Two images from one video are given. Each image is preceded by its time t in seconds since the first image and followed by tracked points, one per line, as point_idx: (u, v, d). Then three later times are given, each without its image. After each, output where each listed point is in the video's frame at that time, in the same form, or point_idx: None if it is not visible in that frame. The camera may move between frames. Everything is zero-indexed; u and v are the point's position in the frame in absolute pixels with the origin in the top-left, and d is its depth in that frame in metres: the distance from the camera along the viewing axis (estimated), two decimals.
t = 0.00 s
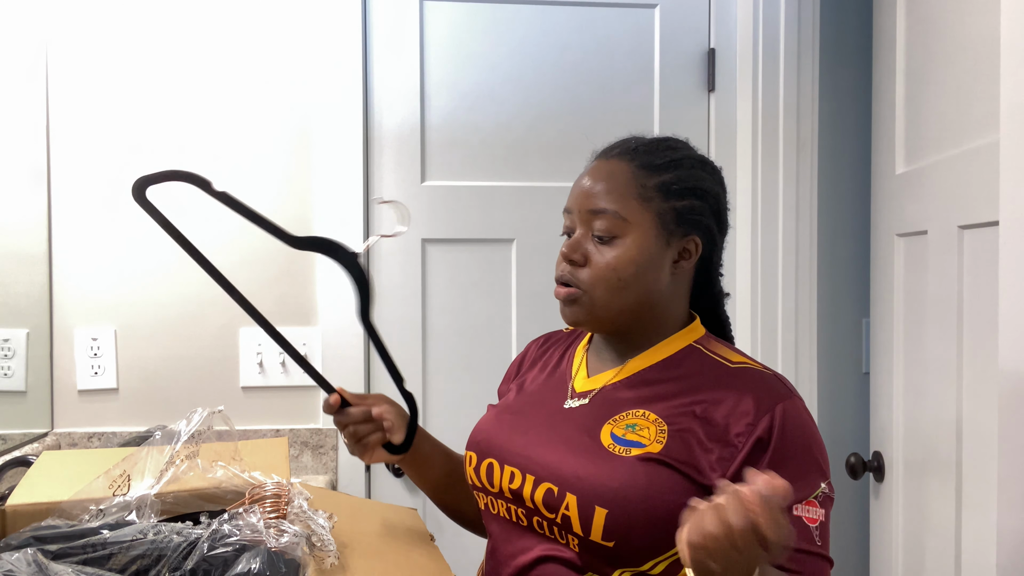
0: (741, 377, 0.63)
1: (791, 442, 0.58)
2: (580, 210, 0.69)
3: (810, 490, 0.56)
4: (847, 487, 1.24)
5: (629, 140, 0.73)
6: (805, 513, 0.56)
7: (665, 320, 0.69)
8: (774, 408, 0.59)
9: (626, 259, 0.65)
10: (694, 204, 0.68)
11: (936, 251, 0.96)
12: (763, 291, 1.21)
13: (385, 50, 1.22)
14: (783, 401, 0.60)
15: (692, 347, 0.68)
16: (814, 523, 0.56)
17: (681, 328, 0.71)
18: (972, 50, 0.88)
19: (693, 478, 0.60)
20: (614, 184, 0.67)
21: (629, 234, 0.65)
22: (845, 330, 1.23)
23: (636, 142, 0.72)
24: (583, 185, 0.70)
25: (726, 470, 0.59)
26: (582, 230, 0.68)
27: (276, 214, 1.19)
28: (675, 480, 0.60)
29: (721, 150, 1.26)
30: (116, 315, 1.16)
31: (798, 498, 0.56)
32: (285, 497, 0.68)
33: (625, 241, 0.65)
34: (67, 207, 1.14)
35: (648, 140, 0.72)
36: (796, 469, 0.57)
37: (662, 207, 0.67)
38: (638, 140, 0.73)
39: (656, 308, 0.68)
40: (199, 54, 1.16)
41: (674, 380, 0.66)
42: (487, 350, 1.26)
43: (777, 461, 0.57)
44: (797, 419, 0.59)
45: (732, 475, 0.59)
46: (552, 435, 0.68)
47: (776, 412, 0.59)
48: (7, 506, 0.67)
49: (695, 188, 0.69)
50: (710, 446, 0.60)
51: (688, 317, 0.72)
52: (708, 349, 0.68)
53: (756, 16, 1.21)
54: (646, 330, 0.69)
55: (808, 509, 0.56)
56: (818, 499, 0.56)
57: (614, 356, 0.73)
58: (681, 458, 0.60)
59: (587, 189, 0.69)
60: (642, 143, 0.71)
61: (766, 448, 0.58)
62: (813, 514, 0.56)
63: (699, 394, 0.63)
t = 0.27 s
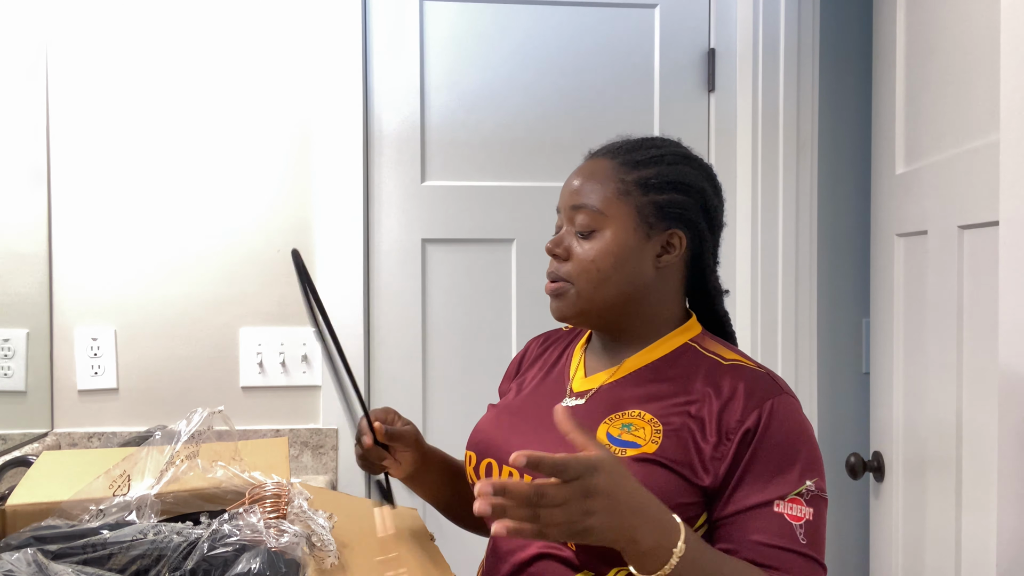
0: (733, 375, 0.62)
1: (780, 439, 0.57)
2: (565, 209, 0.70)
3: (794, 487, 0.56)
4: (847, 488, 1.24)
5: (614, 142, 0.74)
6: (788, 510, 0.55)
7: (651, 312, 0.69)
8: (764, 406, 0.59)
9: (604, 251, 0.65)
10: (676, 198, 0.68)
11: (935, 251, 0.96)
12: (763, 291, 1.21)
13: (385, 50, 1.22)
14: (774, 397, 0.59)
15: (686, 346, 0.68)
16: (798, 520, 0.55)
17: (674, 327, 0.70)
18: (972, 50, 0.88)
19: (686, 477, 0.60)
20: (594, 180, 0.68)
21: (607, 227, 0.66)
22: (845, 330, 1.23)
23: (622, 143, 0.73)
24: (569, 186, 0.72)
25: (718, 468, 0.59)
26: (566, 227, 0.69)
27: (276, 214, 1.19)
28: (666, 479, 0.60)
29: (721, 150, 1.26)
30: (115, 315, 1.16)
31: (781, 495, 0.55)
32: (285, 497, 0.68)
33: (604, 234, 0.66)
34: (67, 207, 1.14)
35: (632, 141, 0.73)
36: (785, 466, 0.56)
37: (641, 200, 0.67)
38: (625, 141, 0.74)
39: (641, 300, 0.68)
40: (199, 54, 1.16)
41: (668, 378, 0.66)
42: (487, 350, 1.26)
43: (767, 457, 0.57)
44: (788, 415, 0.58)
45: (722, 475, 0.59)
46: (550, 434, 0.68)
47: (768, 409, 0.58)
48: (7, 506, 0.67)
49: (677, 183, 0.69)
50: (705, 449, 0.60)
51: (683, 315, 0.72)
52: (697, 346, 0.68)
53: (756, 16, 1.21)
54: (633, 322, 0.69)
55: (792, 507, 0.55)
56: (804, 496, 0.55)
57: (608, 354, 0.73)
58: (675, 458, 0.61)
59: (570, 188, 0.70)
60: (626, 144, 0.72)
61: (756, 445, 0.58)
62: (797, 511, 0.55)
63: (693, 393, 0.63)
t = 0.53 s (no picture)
0: (712, 371, 0.62)
1: (757, 434, 0.56)
2: (552, 213, 0.71)
3: (770, 481, 0.55)
4: (847, 487, 1.24)
5: (599, 147, 0.75)
6: (764, 504, 0.55)
7: (638, 310, 0.69)
8: (740, 402, 0.58)
9: (591, 251, 0.65)
10: (660, 197, 0.68)
11: (935, 251, 0.96)
12: (763, 291, 1.21)
13: (385, 50, 1.22)
14: (752, 393, 0.58)
15: (669, 344, 0.68)
16: (774, 514, 0.54)
17: (664, 324, 0.70)
18: (972, 50, 0.88)
19: (663, 471, 0.60)
20: (578, 183, 0.69)
21: (593, 227, 0.66)
22: (845, 330, 1.23)
23: (605, 148, 0.74)
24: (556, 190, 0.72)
25: (694, 462, 0.59)
26: (554, 230, 0.70)
27: (276, 214, 1.19)
28: (641, 470, 0.60)
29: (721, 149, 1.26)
30: (116, 315, 1.16)
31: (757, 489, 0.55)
32: (285, 497, 0.68)
33: (590, 234, 0.66)
34: (66, 207, 1.14)
35: (616, 146, 0.73)
36: (762, 461, 0.56)
37: (625, 201, 0.67)
38: (609, 146, 0.74)
39: (630, 299, 0.68)
40: (199, 54, 1.16)
41: (650, 373, 0.66)
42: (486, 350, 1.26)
43: (743, 452, 0.56)
44: (765, 409, 0.57)
45: (697, 468, 0.58)
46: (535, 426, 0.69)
47: (745, 404, 0.58)
48: (7, 505, 0.67)
49: (660, 182, 0.69)
50: (683, 443, 0.60)
51: (673, 312, 0.72)
52: (683, 342, 0.68)
53: (756, 16, 1.21)
54: (621, 322, 0.69)
55: (768, 501, 0.55)
56: (782, 490, 0.55)
57: (596, 351, 0.73)
58: (652, 452, 0.60)
59: (557, 192, 0.71)
60: (610, 148, 0.73)
61: (732, 440, 0.57)
62: (773, 505, 0.55)
63: (672, 388, 0.63)
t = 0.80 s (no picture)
0: (678, 351, 0.64)
1: (714, 409, 0.58)
2: (554, 201, 0.70)
3: (720, 454, 0.57)
4: (846, 487, 1.24)
5: (598, 140, 0.75)
6: (712, 476, 0.56)
7: (632, 304, 0.70)
8: (701, 378, 0.60)
9: (595, 244, 0.66)
10: (659, 197, 0.70)
11: (935, 251, 0.96)
12: (763, 291, 1.21)
13: (385, 50, 1.22)
14: (714, 372, 0.61)
15: (643, 331, 0.68)
16: (721, 486, 0.56)
17: (643, 310, 0.71)
18: (973, 50, 0.88)
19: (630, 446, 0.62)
20: (583, 176, 0.69)
21: (597, 221, 0.66)
22: (845, 330, 1.23)
23: (606, 141, 0.73)
24: (556, 178, 0.72)
25: (657, 435, 0.62)
26: (554, 219, 0.70)
27: (276, 215, 1.19)
28: (609, 447, 0.62)
29: (721, 149, 1.26)
30: (116, 315, 1.16)
31: (706, 461, 0.57)
32: (285, 497, 0.68)
33: (594, 227, 0.66)
34: (66, 207, 1.14)
35: (617, 140, 0.73)
36: (715, 434, 0.58)
37: (629, 197, 0.68)
38: (609, 139, 0.74)
39: (625, 293, 0.69)
40: (199, 54, 1.16)
41: (625, 357, 0.67)
42: (487, 349, 1.26)
43: (697, 425, 0.59)
44: (723, 387, 0.60)
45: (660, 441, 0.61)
46: (514, 407, 0.71)
47: (706, 380, 0.60)
48: (7, 506, 0.67)
49: (660, 181, 0.70)
50: (648, 420, 0.62)
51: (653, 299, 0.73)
52: (658, 329, 0.68)
53: (756, 16, 1.21)
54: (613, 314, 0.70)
55: (716, 472, 0.57)
56: (731, 464, 0.56)
57: (578, 334, 0.74)
58: (619, 428, 0.62)
59: (560, 181, 0.70)
60: (613, 142, 0.73)
61: (690, 414, 0.59)
62: (721, 477, 0.56)
63: (639, 366, 0.65)
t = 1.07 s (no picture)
0: (656, 337, 0.66)
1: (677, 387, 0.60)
2: (550, 201, 0.70)
3: (674, 428, 0.58)
4: (846, 487, 1.24)
5: (589, 141, 0.75)
6: (664, 449, 0.57)
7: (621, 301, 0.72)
8: (669, 361, 0.62)
9: (594, 247, 0.67)
10: (651, 201, 0.71)
11: (935, 252, 0.96)
12: (763, 291, 1.21)
13: (385, 50, 1.22)
14: (683, 353, 0.62)
15: (628, 322, 0.70)
16: (672, 459, 0.57)
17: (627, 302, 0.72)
18: (973, 51, 0.88)
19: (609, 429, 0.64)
20: (581, 180, 0.69)
21: (596, 224, 0.68)
22: (844, 330, 1.23)
23: (599, 143, 0.74)
24: (552, 178, 0.72)
25: (630, 415, 0.63)
26: (551, 220, 0.70)
27: (277, 215, 1.19)
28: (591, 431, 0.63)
29: (721, 148, 1.26)
30: (116, 315, 1.16)
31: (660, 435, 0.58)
32: (285, 497, 0.68)
33: (592, 230, 0.68)
34: (66, 207, 1.14)
35: (611, 143, 0.73)
36: (676, 410, 0.59)
37: (625, 201, 0.69)
38: (602, 142, 0.74)
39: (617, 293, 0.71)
40: (199, 55, 1.16)
41: (609, 347, 0.68)
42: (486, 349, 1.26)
43: (659, 401, 0.60)
44: (689, 367, 0.61)
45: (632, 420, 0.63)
46: (501, 399, 0.71)
47: (676, 361, 0.62)
48: (7, 506, 0.67)
49: (652, 186, 0.72)
50: (626, 402, 0.63)
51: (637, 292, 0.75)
52: (640, 319, 0.70)
53: (756, 16, 1.21)
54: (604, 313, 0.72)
55: (669, 446, 0.57)
56: (684, 439, 0.57)
57: (565, 328, 0.75)
58: (598, 412, 0.64)
59: (557, 182, 0.70)
60: (606, 143, 0.73)
61: (656, 392, 0.61)
62: (673, 451, 0.57)
63: (620, 352, 0.67)
